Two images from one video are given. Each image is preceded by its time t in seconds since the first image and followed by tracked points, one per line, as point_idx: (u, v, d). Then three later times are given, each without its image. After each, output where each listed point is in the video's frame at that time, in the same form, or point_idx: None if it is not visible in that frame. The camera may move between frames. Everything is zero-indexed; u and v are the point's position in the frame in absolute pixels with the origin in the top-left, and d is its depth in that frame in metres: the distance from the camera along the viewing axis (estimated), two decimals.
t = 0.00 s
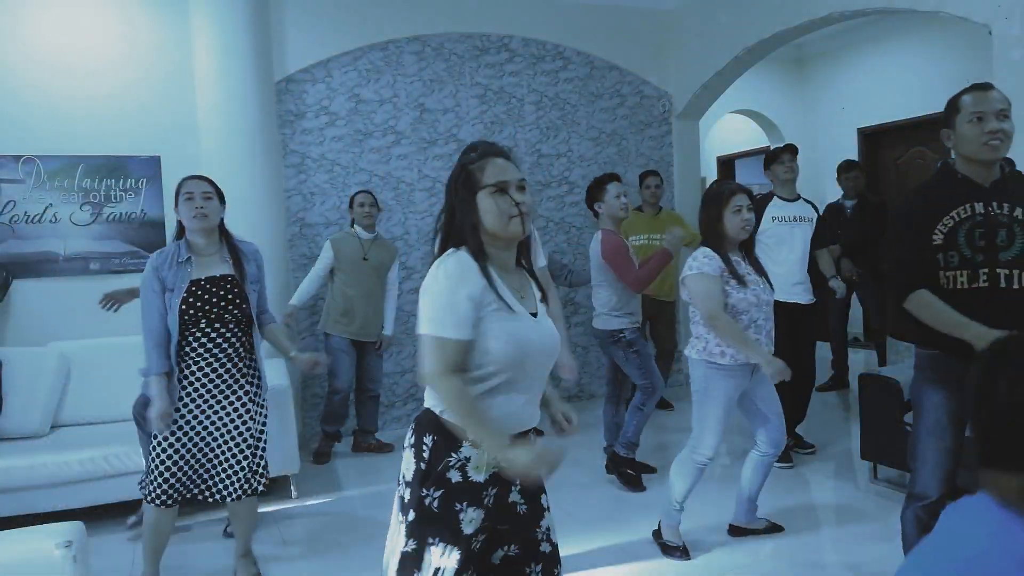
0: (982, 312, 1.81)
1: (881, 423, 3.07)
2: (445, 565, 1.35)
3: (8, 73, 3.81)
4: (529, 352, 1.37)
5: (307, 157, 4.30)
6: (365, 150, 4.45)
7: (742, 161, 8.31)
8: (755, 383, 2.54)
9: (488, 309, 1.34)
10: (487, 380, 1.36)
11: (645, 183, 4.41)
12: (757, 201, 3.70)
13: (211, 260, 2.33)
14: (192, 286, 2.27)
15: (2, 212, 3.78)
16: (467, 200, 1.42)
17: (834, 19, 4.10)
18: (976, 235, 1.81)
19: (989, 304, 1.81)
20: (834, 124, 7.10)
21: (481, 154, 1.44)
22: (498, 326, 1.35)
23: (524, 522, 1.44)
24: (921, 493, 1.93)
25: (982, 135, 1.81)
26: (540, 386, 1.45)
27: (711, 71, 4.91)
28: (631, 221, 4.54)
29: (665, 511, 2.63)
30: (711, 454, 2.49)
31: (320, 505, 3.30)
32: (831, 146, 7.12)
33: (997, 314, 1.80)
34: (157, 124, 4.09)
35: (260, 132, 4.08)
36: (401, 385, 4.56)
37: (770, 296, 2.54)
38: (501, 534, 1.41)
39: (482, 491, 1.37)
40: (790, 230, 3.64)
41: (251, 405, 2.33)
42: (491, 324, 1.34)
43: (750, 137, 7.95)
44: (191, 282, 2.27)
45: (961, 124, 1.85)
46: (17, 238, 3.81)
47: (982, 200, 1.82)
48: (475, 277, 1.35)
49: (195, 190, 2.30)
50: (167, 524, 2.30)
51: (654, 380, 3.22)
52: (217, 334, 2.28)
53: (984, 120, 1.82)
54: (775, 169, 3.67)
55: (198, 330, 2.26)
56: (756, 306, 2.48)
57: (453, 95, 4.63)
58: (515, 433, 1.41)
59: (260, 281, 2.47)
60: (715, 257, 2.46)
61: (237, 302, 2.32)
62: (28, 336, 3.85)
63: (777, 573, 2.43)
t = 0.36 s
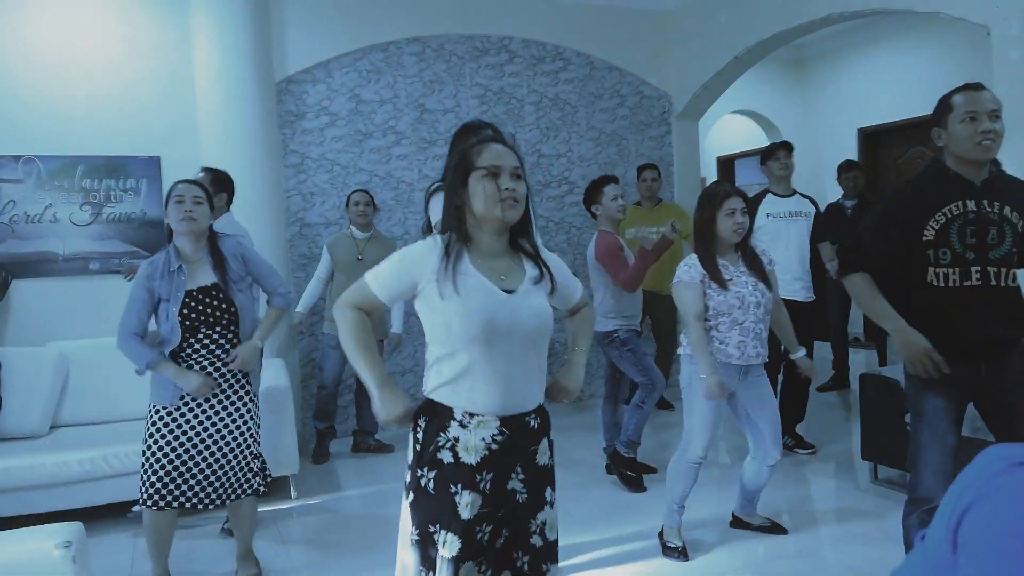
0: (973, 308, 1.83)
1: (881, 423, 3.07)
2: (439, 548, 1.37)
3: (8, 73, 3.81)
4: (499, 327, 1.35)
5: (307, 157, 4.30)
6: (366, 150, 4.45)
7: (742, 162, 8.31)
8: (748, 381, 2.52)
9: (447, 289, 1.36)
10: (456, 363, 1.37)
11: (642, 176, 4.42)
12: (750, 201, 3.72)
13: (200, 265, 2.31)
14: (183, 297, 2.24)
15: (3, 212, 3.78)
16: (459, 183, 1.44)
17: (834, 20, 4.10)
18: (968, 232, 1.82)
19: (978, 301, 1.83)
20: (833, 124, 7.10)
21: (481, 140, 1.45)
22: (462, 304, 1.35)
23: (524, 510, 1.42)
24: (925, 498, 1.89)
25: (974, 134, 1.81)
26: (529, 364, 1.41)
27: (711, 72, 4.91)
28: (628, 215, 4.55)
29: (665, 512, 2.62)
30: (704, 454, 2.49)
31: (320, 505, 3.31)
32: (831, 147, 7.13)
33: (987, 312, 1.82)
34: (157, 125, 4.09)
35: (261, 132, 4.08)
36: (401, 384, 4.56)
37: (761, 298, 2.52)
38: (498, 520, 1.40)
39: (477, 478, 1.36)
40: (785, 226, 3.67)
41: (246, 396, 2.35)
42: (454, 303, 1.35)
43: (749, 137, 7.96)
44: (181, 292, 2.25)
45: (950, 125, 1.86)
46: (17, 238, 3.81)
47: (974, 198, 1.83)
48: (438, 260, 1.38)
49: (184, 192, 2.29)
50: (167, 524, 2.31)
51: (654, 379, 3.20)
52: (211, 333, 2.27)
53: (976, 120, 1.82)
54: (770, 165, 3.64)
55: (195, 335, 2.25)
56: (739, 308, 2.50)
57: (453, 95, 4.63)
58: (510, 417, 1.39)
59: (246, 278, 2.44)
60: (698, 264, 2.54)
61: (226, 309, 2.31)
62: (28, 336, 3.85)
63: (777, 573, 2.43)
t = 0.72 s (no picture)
0: (982, 299, 1.83)
1: (876, 421, 3.08)
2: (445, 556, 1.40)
3: (10, 74, 3.82)
4: (485, 346, 1.36)
5: (309, 159, 4.32)
6: (367, 151, 4.46)
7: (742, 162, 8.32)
8: (746, 379, 2.55)
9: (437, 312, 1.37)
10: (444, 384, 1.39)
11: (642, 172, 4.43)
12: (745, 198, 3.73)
13: (178, 261, 2.28)
14: (156, 291, 2.23)
15: (6, 212, 3.79)
16: (463, 198, 1.45)
17: (833, 20, 4.11)
18: (977, 227, 1.82)
19: (988, 293, 1.83)
20: (833, 124, 7.11)
21: (485, 155, 1.46)
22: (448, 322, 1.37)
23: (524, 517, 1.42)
24: (923, 492, 1.89)
25: (980, 136, 1.82)
26: (519, 381, 1.41)
27: (711, 72, 4.92)
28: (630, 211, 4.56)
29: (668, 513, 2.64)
30: (701, 456, 2.51)
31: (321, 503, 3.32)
32: (830, 148, 7.14)
33: (996, 305, 1.82)
34: (160, 126, 4.10)
35: (263, 133, 4.09)
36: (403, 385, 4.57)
37: (750, 299, 2.53)
38: (500, 529, 1.40)
39: (470, 494, 1.37)
40: (780, 223, 3.66)
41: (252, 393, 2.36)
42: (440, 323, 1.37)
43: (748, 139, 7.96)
44: (153, 287, 2.24)
45: (955, 124, 1.86)
46: (21, 238, 3.82)
47: (980, 194, 1.83)
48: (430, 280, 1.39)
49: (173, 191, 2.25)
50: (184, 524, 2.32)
51: (645, 377, 3.27)
52: (200, 330, 2.26)
53: (978, 126, 1.83)
54: (764, 164, 3.67)
55: (181, 333, 2.24)
56: (725, 307, 2.51)
57: (454, 96, 4.65)
58: (501, 432, 1.39)
59: (234, 276, 2.39)
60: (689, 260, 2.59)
61: (205, 302, 2.27)
62: (31, 337, 3.86)
63: (776, 571, 2.44)
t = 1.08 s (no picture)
0: (1009, 307, 1.82)
1: (884, 423, 3.06)
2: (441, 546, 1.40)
3: (4, 71, 3.80)
4: (488, 332, 1.35)
5: (305, 156, 4.29)
6: (364, 148, 4.44)
7: (743, 159, 8.30)
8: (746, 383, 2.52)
9: (441, 298, 1.38)
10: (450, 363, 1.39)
11: (651, 175, 4.39)
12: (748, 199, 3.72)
13: (179, 262, 2.27)
14: (167, 295, 2.22)
15: None
16: (453, 191, 1.44)
17: (835, 17, 4.08)
18: (1004, 235, 1.82)
19: (1015, 299, 1.82)
20: (835, 122, 7.09)
21: (473, 144, 1.44)
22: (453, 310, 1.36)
23: (520, 516, 1.41)
24: (933, 497, 1.92)
25: (1001, 143, 1.84)
26: (526, 369, 1.37)
27: (711, 69, 4.90)
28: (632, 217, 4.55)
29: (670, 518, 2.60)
30: (708, 463, 2.46)
31: (319, 507, 3.29)
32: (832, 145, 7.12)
33: None
34: (154, 123, 4.08)
35: (259, 130, 4.07)
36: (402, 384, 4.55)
37: (750, 300, 2.51)
38: (494, 527, 1.40)
39: (468, 479, 1.38)
40: (785, 222, 3.63)
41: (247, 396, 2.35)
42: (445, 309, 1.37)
43: (751, 135, 7.95)
44: (165, 290, 2.22)
45: (972, 133, 1.87)
46: (14, 237, 3.80)
47: (1005, 203, 1.84)
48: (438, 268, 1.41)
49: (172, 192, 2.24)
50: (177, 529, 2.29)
51: (629, 388, 3.30)
52: (196, 334, 2.25)
53: (996, 132, 1.85)
54: (768, 162, 3.65)
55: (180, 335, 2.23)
56: (727, 310, 2.48)
57: (453, 92, 4.62)
58: (505, 421, 1.38)
59: (234, 280, 2.39)
60: (687, 260, 2.55)
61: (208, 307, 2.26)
62: (26, 336, 3.84)
63: None
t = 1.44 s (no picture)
0: (1009, 303, 1.86)
1: (883, 422, 3.07)
2: (443, 548, 1.44)
3: (8, 73, 3.81)
4: (486, 339, 1.37)
5: (307, 158, 4.30)
6: (365, 150, 4.45)
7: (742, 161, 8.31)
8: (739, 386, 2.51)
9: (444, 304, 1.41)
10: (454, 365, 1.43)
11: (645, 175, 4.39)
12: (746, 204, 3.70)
13: (192, 256, 2.29)
14: (173, 284, 2.23)
15: (3, 212, 3.78)
16: (462, 195, 1.46)
17: (833, 18, 4.09)
18: (998, 231, 1.85)
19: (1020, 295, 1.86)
20: (834, 123, 7.10)
21: (482, 148, 1.46)
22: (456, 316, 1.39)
23: (525, 516, 1.42)
24: (944, 494, 1.93)
25: (997, 141, 1.86)
26: (525, 376, 1.38)
27: (711, 71, 4.91)
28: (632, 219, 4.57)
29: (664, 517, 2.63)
30: (690, 461, 2.52)
31: (322, 505, 3.31)
32: (831, 147, 7.13)
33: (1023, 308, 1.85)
34: (157, 125, 4.09)
35: (261, 133, 4.08)
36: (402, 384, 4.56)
37: (744, 305, 2.52)
38: (499, 526, 1.42)
39: (470, 480, 1.40)
40: (782, 232, 3.64)
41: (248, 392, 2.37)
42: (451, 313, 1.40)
43: (749, 137, 7.96)
44: (171, 281, 2.23)
45: (974, 130, 1.89)
46: (17, 238, 3.82)
47: (998, 199, 1.86)
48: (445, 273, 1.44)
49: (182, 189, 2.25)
50: (175, 527, 2.31)
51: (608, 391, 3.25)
52: (208, 328, 2.27)
53: (1001, 125, 1.87)
54: (769, 169, 3.66)
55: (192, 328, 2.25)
56: (720, 314, 2.49)
57: (453, 95, 4.63)
58: (509, 422, 1.39)
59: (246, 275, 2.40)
60: (680, 270, 2.56)
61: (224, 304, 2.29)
62: (29, 336, 3.85)
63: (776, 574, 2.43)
